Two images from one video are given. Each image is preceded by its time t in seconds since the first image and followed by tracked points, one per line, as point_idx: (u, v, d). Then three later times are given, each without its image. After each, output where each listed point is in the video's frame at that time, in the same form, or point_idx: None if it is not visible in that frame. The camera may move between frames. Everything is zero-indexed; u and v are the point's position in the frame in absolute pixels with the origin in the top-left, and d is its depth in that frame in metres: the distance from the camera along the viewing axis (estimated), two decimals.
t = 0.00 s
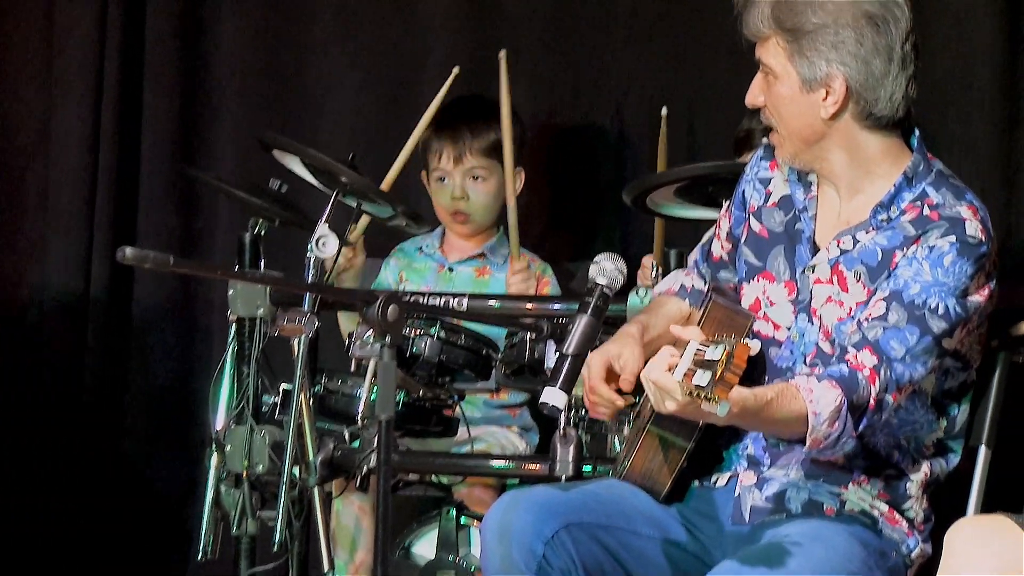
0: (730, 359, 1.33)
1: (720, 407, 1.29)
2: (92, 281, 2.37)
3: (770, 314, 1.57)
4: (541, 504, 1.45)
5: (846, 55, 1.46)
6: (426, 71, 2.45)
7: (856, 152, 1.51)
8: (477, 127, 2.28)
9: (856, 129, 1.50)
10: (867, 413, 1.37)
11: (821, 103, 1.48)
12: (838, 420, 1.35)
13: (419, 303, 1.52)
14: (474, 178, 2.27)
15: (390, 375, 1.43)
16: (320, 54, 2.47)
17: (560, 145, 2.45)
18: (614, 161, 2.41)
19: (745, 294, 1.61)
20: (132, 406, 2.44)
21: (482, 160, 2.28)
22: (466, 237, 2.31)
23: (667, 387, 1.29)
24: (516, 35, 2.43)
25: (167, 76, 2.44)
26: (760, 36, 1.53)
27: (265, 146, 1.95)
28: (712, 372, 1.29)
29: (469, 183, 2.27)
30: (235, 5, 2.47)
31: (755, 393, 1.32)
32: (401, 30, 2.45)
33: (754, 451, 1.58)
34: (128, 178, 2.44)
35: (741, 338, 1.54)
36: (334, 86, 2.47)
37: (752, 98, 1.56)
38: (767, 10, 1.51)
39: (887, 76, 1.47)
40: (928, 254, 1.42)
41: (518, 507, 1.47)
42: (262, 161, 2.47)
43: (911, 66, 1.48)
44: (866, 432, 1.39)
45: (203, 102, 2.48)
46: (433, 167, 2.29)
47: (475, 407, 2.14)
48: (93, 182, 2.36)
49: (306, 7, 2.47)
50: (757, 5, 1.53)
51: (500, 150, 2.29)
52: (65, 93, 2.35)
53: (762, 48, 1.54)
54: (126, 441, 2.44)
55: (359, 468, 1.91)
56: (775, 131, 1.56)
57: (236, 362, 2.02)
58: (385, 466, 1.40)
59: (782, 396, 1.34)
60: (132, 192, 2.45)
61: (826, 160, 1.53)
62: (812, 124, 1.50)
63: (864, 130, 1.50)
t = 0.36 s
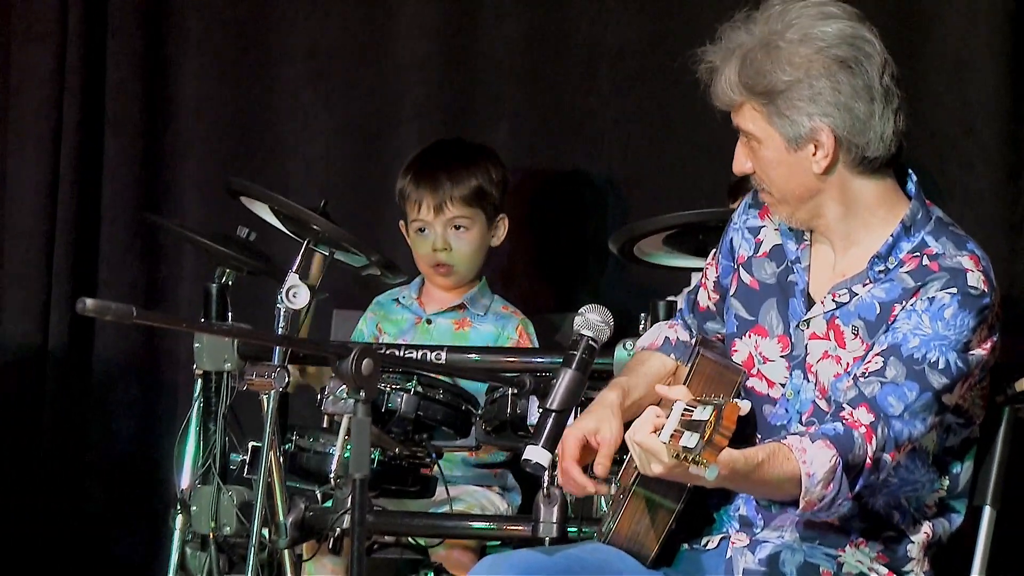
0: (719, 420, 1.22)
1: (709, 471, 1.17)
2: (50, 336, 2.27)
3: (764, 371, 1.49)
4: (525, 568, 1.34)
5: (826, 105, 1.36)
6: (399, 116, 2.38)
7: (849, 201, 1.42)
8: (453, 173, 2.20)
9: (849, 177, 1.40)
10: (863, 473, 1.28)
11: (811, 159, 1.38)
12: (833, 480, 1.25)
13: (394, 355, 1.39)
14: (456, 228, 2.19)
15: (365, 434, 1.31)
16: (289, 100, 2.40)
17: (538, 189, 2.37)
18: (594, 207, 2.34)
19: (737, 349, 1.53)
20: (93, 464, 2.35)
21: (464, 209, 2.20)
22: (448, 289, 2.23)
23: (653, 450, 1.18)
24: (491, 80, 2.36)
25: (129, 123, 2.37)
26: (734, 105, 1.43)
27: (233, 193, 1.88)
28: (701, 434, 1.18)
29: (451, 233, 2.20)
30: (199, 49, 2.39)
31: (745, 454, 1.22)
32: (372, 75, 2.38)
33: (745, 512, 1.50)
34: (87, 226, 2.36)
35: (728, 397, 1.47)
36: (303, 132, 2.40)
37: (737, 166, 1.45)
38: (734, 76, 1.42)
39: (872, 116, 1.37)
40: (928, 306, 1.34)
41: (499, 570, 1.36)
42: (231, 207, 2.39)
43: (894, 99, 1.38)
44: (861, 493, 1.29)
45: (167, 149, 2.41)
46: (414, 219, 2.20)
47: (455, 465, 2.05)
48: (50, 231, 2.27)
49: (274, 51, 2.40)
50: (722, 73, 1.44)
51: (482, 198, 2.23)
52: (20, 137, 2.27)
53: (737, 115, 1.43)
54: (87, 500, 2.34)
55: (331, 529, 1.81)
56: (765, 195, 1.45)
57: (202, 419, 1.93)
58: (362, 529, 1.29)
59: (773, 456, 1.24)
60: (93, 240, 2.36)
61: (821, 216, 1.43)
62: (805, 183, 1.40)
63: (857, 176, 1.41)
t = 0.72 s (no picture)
0: (720, 444, 1.11)
1: (706, 499, 1.09)
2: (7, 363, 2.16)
3: (764, 399, 1.42)
4: None
5: (834, 114, 1.30)
6: (379, 133, 2.31)
7: (858, 219, 1.36)
8: (422, 190, 2.12)
9: (859, 192, 1.34)
10: (867, 505, 1.20)
11: (818, 171, 1.32)
12: (835, 512, 1.17)
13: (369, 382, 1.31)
14: (426, 247, 2.12)
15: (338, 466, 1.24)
16: (264, 117, 2.33)
17: (518, 211, 2.30)
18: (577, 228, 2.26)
19: (735, 375, 1.46)
20: (51, 497, 2.24)
21: (434, 228, 2.13)
22: (421, 311, 2.14)
23: (648, 477, 1.08)
24: (474, 95, 2.29)
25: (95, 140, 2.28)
26: (736, 115, 1.37)
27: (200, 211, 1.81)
28: (699, 461, 1.09)
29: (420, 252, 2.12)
30: (171, 65, 2.32)
31: (744, 482, 1.13)
32: (350, 91, 2.31)
33: (742, 547, 1.41)
34: (48, 245, 2.26)
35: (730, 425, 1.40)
36: (278, 150, 2.32)
37: (740, 181, 1.39)
38: (738, 84, 1.36)
39: (884, 127, 1.31)
40: (937, 331, 1.27)
41: None
42: (203, 227, 2.31)
43: (906, 110, 1.32)
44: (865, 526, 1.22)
45: (137, 168, 2.32)
46: (382, 238, 2.12)
47: (434, 495, 1.95)
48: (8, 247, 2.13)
49: (248, 67, 2.33)
50: (726, 81, 1.38)
51: (454, 216, 2.15)
52: None
53: (741, 126, 1.38)
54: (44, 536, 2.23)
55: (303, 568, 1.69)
56: (770, 212, 1.39)
57: (167, 450, 1.83)
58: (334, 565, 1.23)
59: (773, 485, 1.16)
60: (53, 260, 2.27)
61: (827, 234, 1.37)
62: (811, 197, 1.34)
63: (866, 191, 1.35)
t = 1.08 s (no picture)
0: (705, 481, 1.04)
1: (693, 539, 1.00)
2: None
3: (754, 426, 1.34)
4: None
5: (824, 126, 1.22)
6: (348, 144, 2.23)
7: (847, 234, 1.28)
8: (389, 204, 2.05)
9: (848, 208, 1.26)
10: (862, 539, 1.13)
11: (805, 185, 1.24)
12: (829, 547, 1.10)
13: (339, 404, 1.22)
14: (391, 263, 2.03)
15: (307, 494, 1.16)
16: (229, 131, 2.24)
17: (492, 225, 2.22)
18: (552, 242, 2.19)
19: (723, 402, 1.38)
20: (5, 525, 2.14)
21: (400, 243, 2.04)
22: (389, 329, 2.06)
23: (630, 514, 1.01)
24: (447, 108, 2.22)
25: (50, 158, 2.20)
26: (718, 123, 1.29)
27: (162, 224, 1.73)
28: (684, 498, 1.00)
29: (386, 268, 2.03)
30: (131, 77, 2.24)
31: (734, 517, 1.05)
32: (320, 103, 2.24)
33: None
34: None
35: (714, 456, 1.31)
36: (243, 163, 2.24)
37: (721, 191, 1.31)
38: (722, 92, 1.27)
39: (874, 139, 1.24)
40: (933, 352, 1.19)
41: None
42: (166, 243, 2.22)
43: (896, 123, 1.25)
44: (861, 560, 1.15)
45: (94, 184, 2.24)
46: (345, 253, 2.04)
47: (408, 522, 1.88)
48: None
49: (211, 78, 2.24)
50: (709, 88, 1.29)
51: (422, 230, 2.07)
52: None
53: (723, 136, 1.29)
54: None
55: None
56: (752, 225, 1.31)
57: (126, 476, 1.73)
58: None
59: (764, 519, 1.08)
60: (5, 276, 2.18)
61: (814, 249, 1.29)
62: (797, 212, 1.26)
63: (856, 206, 1.27)
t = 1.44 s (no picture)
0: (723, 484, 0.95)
1: (708, 544, 0.91)
2: None
3: (770, 433, 1.28)
4: None
5: (851, 115, 1.15)
6: (338, 142, 2.16)
7: (874, 230, 1.20)
8: (383, 199, 1.97)
9: (875, 202, 1.18)
10: (885, 550, 1.04)
11: (831, 177, 1.17)
12: (849, 557, 1.01)
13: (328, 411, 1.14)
14: (386, 263, 1.95)
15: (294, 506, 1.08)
16: (214, 129, 2.16)
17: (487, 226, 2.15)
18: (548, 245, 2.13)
19: (737, 407, 1.31)
20: None
21: (396, 242, 1.96)
22: (382, 330, 1.98)
23: (641, 518, 0.92)
24: (444, 108, 2.14)
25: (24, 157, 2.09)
26: (739, 111, 1.21)
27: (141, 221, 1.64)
28: (699, 501, 0.92)
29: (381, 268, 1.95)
30: (111, 76, 2.14)
31: (749, 525, 0.96)
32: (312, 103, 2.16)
33: None
34: None
35: (734, 457, 1.24)
36: (229, 162, 2.16)
37: (743, 183, 1.23)
38: (743, 77, 1.20)
39: (903, 130, 1.16)
40: (962, 356, 1.11)
41: None
42: (153, 248, 2.15)
43: (928, 113, 1.17)
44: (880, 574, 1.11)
45: (72, 186, 2.14)
46: (337, 251, 1.96)
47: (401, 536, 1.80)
48: None
49: (198, 77, 2.16)
50: (731, 72, 1.21)
51: (418, 228, 2.00)
52: None
53: (744, 124, 1.21)
54: None
55: None
56: (774, 219, 1.24)
57: (103, 487, 1.64)
58: None
59: (781, 527, 0.99)
60: None
61: (838, 246, 1.22)
62: (821, 207, 1.18)
63: (883, 201, 1.19)
